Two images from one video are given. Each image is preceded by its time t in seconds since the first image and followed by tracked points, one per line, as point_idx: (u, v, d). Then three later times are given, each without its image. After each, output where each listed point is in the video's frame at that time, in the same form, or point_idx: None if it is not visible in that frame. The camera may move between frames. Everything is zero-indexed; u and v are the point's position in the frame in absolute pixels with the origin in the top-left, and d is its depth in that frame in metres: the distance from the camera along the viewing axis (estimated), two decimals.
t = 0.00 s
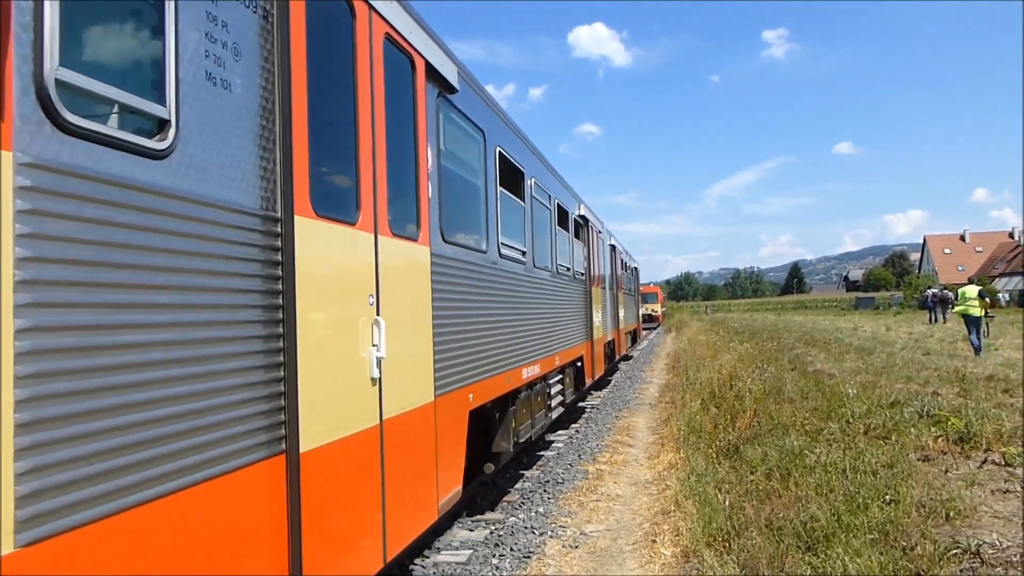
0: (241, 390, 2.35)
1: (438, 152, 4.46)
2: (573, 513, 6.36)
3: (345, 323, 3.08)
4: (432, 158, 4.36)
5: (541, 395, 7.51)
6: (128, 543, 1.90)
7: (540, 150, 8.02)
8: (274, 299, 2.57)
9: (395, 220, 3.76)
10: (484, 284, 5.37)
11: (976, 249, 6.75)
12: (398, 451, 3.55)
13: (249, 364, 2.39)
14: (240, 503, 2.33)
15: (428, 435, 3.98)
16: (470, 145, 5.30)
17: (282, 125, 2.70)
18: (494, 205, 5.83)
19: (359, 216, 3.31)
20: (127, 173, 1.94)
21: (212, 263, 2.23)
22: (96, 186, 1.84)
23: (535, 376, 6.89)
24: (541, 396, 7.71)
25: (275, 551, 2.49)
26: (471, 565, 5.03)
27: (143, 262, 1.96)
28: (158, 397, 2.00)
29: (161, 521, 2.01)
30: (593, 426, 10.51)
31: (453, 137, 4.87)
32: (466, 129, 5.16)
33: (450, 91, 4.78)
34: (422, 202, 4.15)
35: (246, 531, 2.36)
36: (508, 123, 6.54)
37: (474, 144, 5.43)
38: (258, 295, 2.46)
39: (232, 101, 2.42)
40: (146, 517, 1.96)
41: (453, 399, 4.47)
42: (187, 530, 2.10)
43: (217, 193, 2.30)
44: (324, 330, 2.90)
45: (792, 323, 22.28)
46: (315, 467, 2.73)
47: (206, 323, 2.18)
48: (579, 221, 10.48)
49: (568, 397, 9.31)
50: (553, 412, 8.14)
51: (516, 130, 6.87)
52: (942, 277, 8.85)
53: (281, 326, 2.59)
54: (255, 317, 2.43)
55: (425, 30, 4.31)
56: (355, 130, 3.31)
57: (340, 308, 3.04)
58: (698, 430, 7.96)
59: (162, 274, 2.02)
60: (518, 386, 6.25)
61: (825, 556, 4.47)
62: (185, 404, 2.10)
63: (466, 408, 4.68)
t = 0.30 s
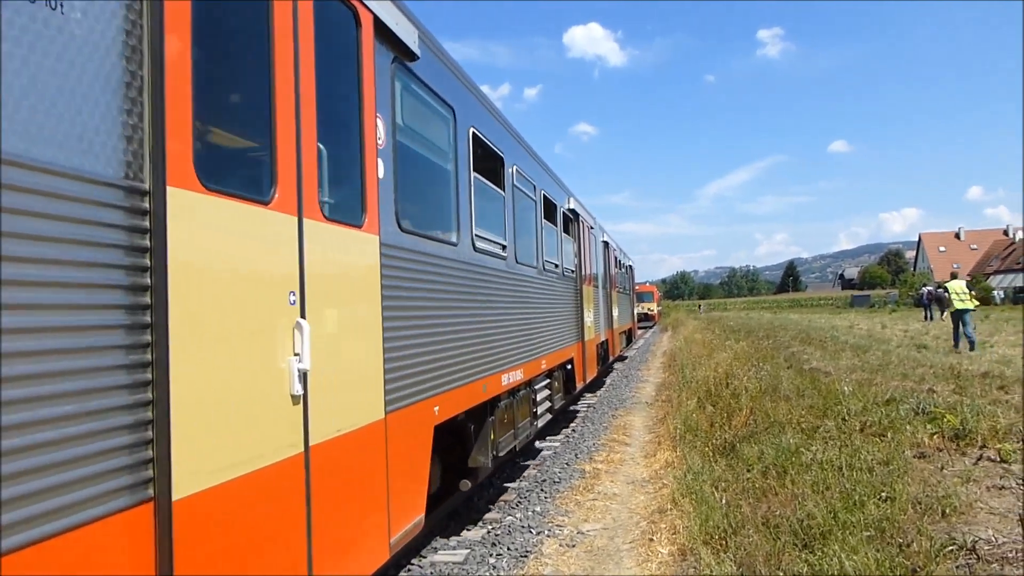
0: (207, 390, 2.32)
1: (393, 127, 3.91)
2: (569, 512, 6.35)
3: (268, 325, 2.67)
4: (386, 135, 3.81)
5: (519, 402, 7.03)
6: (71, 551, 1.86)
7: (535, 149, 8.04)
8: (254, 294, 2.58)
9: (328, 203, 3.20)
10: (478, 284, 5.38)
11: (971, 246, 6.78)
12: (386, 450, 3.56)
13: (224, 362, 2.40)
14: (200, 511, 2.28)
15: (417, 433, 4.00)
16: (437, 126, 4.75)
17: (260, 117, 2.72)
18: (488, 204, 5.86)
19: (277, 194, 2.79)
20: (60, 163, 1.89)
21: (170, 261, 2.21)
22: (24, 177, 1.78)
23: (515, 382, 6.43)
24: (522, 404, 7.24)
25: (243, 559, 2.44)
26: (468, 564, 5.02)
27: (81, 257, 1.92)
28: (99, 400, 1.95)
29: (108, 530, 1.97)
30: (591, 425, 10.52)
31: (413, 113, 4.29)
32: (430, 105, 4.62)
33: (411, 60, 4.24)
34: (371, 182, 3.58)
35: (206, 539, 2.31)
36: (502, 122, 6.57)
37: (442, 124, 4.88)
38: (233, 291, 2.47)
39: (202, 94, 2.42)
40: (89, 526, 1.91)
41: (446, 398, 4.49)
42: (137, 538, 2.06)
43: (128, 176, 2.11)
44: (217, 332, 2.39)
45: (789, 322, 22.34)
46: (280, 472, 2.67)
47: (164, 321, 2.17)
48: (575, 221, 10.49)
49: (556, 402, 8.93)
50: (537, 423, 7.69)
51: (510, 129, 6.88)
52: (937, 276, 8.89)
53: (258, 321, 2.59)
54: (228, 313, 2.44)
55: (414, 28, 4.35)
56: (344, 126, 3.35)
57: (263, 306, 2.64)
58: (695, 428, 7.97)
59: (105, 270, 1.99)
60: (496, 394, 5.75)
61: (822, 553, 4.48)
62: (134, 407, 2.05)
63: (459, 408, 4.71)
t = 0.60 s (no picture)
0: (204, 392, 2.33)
1: (339, 96, 3.35)
2: (566, 511, 6.36)
3: (248, 321, 2.58)
4: (328, 102, 3.25)
5: (501, 410, 6.52)
6: (80, 557, 1.87)
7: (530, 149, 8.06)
8: (249, 297, 2.59)
9: (250, 180, 2.68)
10: (473, 284, 5.37)
11: (965, 245, 6.82)
12: (381, 451, 3.57)
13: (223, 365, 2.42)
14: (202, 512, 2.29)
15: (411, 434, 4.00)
16: (400, 102, 4.19)
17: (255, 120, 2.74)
18: (483, 204, 5.86)
19: (159, 162, 2.23)
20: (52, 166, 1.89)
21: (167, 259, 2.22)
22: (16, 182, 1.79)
23: (496, 388, 5.92)
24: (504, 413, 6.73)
25: (245, 557, 2.46)
26: (466, 564, 5.02)
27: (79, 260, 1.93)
28: (100, 402, 1.95)
29: (116, 535, 1.98)
30: (587, 424, 10.52)
31: (368, 84, 3.73)
32: (392, 75, 4.06)
33: (364, 21, 3.68)
34: (306, 158, 3.02)
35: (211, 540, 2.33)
36: (497, 122, 6.58)
37: (407, 100, 4.31)
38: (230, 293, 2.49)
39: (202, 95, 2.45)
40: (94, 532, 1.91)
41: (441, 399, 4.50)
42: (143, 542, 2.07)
43: None
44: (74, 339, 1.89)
45: (784, 320, 22.41)
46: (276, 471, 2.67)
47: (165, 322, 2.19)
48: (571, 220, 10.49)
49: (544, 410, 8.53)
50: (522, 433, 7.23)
51: (505, 129, 6.89)
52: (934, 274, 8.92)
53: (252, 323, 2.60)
54: (225, 316, 2.46)
55: (408, 28, 4.36)
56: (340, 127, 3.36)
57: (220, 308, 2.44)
58: (691, 427, 7.98)
59: (103, 271, 1.99)
60: (474, 403, 5.24)
61: (819, 551, 4.48)
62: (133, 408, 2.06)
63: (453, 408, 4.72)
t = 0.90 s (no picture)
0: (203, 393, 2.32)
1: (255, 48, 2.74)
2: (562, 508, 6.36)
3: (247, 324, 2.56)
4: (236, 52, 2.62)
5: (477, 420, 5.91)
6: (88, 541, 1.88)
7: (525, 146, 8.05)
8: (252, 295, 2.59)
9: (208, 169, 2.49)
10: (465, 281, 5.35)
11: (960, 242, 6.84)
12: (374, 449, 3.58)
13: (225, 366, 2.42)
14: (198, 511, 2.27)
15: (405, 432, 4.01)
16: (349, 64, 3.56)
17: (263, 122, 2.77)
18: (457, 193, 5.34)
19: None
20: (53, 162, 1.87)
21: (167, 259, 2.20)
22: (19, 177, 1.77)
23: (473, 395, 5.35)
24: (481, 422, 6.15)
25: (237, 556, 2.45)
26: (462, 562, 5.02)
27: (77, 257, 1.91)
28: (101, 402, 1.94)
29: (114, 533, 1.96)
30: (583, 422, 10.52)
31: (303, 38, 3.10)
32: (337, 32, 3.44)
33: None
34: (244, 133, 2.64)
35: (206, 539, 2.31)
36: (493, 119, 6.57)
37: (359, 64, 3.68)
38: (234, 293, 2.49)
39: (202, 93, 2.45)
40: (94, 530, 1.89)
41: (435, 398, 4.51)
42: (141, 542, 2.05)
43: None
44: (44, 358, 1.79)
45: (779, 318, 22.47)
46: (266, 470, 2.66)
47: (167, 321, 2.19)
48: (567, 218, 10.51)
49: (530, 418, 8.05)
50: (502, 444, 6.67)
51: (501, 127, 6.88)
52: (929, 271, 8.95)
53: (256, 321, 2.61)
54: (229, 314, 2.46)
55: (404, 26, 4.35)
56: (336, 127, 3.37)
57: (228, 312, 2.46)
58: (687, 424, 7.99)
59: (102, 269, 1.97)
60: (444, 413, 4.66)
61: (814, 547, 4.49)
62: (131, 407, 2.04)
63: (447, 406, 4.72)
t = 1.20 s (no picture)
0: (197, 393, 2.29)
1: None
2: (560, 506, 6.35)
3: (252, 326, 2.59)
4: None
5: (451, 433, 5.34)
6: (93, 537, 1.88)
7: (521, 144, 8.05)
8: (250, 294, 2.59)
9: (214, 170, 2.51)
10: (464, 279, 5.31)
11: (956, 239, 6.85)
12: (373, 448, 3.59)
13: (219, 367, 2.40)
14: (188, 511, 2.24)
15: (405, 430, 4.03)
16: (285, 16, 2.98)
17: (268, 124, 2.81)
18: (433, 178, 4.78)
19: None
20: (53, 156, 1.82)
21: (163, 257, 2.17)
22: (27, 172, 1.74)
23: (448, 406, 4.76)
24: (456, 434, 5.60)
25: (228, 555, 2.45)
26: (460, 559, 5.02)
27: (80, 255, 1.87)
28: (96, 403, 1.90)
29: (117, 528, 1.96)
30: (580, 419, 10.52)
31: None
32: None
33: None
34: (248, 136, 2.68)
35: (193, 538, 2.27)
36: (489, 117, 6.56)
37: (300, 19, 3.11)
38: (229, 290, 2.46)
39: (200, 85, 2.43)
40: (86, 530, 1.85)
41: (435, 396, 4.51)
42: (134, 542, 2.01)
43: None
44: None
45: (775, 315, 22.51)
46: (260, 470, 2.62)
47: (165, 318, 2.15)
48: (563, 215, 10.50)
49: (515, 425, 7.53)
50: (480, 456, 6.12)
51: (497, 125, 6.87)
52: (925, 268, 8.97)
53: (252, 320, 2.59)
54: (226, 312, 2.44)
55: (400, 24, 4.34)
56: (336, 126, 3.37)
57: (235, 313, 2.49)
58: (684, 421, 8.00)
59: (105, 267, 1.94)
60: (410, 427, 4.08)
61: (810, 544, 4.50)
62: (128, 406, 2.00)
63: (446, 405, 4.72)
